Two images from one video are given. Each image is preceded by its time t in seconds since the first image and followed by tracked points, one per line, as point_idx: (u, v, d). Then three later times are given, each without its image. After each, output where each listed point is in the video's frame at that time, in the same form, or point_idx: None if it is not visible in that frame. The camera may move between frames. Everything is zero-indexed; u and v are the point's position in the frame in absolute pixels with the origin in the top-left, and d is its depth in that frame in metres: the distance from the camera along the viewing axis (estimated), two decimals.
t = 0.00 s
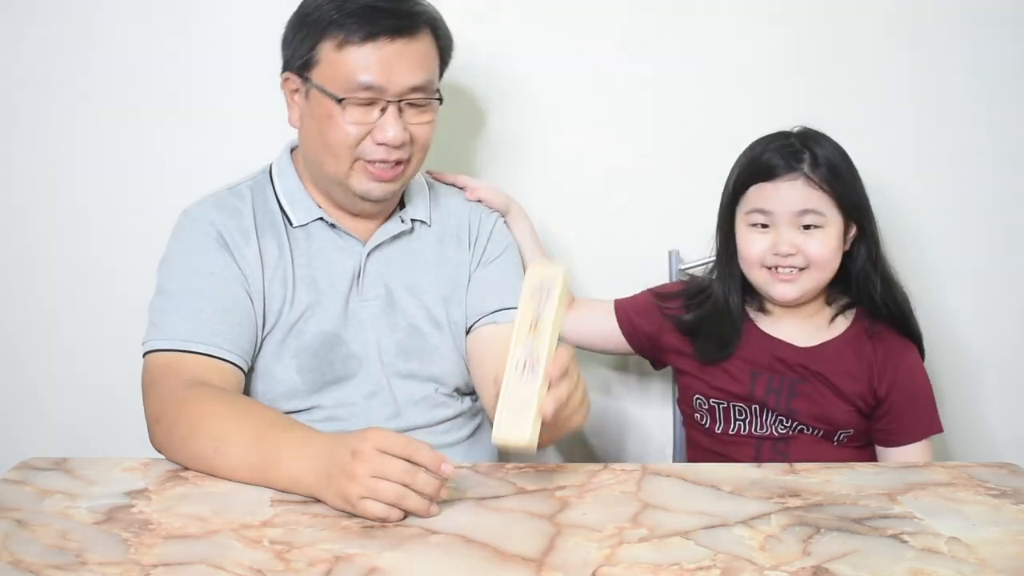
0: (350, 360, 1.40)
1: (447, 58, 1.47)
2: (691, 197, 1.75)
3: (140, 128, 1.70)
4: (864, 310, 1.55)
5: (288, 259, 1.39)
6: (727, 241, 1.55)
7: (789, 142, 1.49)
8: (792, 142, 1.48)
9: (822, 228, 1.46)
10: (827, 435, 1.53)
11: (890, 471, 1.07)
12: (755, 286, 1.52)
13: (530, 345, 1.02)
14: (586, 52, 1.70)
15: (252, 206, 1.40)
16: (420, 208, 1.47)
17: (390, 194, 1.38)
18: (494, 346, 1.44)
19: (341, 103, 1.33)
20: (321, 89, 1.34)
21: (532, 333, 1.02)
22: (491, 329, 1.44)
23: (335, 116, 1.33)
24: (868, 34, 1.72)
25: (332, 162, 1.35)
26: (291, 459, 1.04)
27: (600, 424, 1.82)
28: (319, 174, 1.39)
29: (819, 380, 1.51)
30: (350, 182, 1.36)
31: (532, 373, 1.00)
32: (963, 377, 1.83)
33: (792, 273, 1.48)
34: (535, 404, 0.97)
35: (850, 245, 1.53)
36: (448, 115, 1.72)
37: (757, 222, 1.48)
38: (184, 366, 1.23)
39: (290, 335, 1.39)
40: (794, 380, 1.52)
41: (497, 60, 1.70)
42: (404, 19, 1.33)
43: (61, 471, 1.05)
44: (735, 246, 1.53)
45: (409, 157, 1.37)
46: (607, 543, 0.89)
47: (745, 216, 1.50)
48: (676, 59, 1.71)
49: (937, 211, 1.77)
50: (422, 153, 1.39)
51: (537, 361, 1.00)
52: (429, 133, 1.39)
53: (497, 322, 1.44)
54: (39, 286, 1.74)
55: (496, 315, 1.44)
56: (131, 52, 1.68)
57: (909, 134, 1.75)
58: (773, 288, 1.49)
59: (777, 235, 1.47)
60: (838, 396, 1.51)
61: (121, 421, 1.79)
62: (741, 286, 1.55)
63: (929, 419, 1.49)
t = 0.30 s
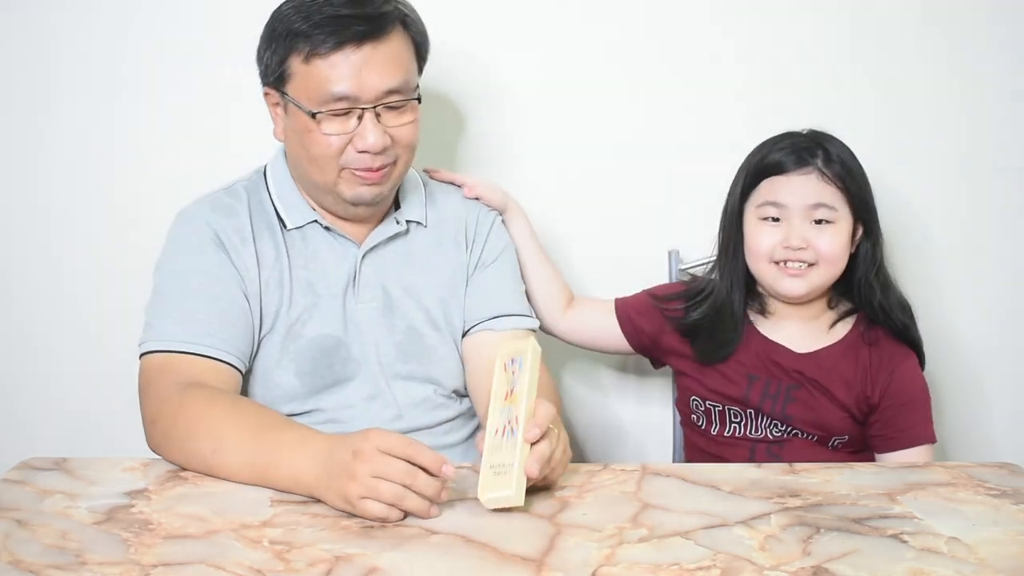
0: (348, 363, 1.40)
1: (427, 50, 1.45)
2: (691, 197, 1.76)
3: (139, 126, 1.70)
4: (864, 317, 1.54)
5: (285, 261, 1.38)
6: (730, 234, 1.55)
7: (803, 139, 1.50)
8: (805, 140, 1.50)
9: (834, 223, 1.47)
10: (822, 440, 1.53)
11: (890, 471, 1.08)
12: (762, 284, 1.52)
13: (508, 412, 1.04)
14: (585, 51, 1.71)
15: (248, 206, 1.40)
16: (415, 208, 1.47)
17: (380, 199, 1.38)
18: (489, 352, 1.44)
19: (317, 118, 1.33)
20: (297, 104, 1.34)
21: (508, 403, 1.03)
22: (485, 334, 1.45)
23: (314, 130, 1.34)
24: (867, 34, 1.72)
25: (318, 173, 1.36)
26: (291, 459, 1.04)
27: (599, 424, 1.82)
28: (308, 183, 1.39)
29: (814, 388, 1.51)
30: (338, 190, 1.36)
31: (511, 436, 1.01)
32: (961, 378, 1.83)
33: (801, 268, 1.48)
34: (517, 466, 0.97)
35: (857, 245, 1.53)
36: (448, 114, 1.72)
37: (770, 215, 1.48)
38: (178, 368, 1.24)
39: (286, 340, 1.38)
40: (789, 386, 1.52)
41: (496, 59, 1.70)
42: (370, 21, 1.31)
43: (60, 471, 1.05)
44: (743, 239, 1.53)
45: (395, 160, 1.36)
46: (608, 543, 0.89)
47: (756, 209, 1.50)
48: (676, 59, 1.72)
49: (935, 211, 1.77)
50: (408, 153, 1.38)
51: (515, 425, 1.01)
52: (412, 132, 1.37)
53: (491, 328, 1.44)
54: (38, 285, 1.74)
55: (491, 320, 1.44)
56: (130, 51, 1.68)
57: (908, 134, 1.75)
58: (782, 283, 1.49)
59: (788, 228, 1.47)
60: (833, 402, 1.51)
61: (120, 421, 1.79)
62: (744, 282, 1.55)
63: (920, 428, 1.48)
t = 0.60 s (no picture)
0: (346, 361, 1.40)
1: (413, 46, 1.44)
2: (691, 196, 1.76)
3: (138, 127, 1.70)
4: (864, 320, 1.54)
5: (281, 260, 1.38)
6: (728, 233, 1.54)
7: (801, 139, 1.50)
8: (803, 140, 1.50)
9: (829, 222, 1.47)
10: (819, 444, 1.53)
11: (890, 471, 1.08)
12: (758, 284, 1.52)
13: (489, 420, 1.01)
14: (584, 50, 1.71)
15: (243, 205, 1.40)
16: (408, 204, 1.46)
17: (372, 198, 1.38)
18: (485, 346, 1.45)
19: (304, 119, 1.33)
20: (284, 107, 1.34)
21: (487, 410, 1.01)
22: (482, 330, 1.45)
23: (301, 132, 1.34)
24: (867, 34, 1.72)
25: (309, 175, 1.36)
26: (290, 459, 1.04)
27: (599, 424, 1.82)
28: (300, 184, 1.40)
29: (812, 394, 1.51)
30: (329, 191, 1.36)
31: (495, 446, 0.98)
32: (961, 378, 1.83)
33: (797, 266, 1.48)
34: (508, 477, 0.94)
35: (855, 247, 1.53)
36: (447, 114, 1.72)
37: (765, 214, 1.49)
38: (176, 368, 1.24)
39: (284, 339, 1.39)
40: (788, 391, 1.52)
41: (496, 59, 1.70)
42: (353, 21, 1.30)
43: (60, 471, 1.05)
44: (740, 238, 1.53)
45: (385, 158, 1.36)
46: (608, 543, 0.89)
47: (752, 208, 1.50)
48: (676, 60, 1.72)
49: (935, 211, 1.77)
50: (399, 150, 1.38)
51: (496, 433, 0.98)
52: (402, 128, 1.37)
53: (487, 321, 1.45)
54: (38, 285, 1.74)
55: (486, 316, 1.45)
56: (130, 52, 1.68)
57: (908, 135, 1.75)
58: (779, 282, 1.48)
59: (783, 227, 1.47)
60: (830, 407, 1.51)
61: (121, 421, 1.79)
62: (743, 283, 1.54)
63: (916, 436, 1.47)
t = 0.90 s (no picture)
0: (337, 360, 1.40)
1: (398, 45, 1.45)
2: (691, 196, 1.76)
3: (138, 126, 1.70)
4: (865, 320, 1.54)
5: (271, 260, 1.39)
6: (728, 234, 1.55)
7: (799, 139, 1.50)
8: (801, 141, 1.50)
9: (826, 221, 1.46)
10: (823, 445, 1.53)
11: (890, 471, 1.08)
12: (757, 285, 1.52)
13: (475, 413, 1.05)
14: (584, 50, 1.71)
15: (232, 207, 1.40)
16: (397, 201, 1.47)
17: (363, 194, 1.38)
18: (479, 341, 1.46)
19: (293, 116, 1.33)
20: (273, 104, 1.34)
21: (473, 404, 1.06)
22: (475, 325, 1.46)
23: (292, 129, 1.33)
24: (866, 33, 1.72)
25: (300, 173, 1.36)
26: (289, 458, 1.04)
27: (600, 424, 1.82)
28: (292, 184, 1.39)
29: (815, 395, 1.51)
30: (320, 188, 1.36)
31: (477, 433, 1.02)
32: (961, 378, 1.83)
33: (795, 266, 1.47)
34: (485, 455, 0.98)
35: (855, 248, 1.53)
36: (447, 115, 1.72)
37: (762, 214, 1.49)
38: (171, 368, 1.24)
39: (276, 339, 1.39)
40: (789, 393, 1.52)
41: (495, 59, 1.70)
42: (339, 17, 1.31)
43: (60, 471, 1.05)
44: (738, 239, 1.53)
45: (375, 154, 1.36)
46: (608, 543, 0.89)
47: (749, 208, 1.50)
48: (675, 60, 1.72)
49: (935, 211, 1.77)
50: (388, 146, 1.38)
51: (480, 422, 1.02)
52: (390, 124, 1.37)
53: (481, 318, 1.46)
54: (38, 285, 1.74)
55: (480, 311, 1.46)
56: (130, 52, 1.68)
57: (908, 135, 1.75)
58: (779, 282, 1.48)
59: (781, 227, 1.47)
60: (833, 408, 1.51)
61: (122, 421, 1.79)
62: (743, 283, 1.54)
63: (921, 438, 1.47)
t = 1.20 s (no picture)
0: (336, 360, 1.40)
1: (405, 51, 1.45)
2: (691, 196, 1.76)
3: (138, 126, 1.70)
4: (865, 322, 1.54)
5: (269, 260, 1.39)
6: (729, 234, 1.55)
7: (801, 140, 1.50)
8: (804, 141, 1.50)
9: (829, 223, 1.46)
10: (820, 446, 1.53)
11: (890, 471, 1.08)
12: (757, 286, 1.52)
13: (468, 406, 1.06)
14: (584, 50, 1.71)
15: (230, 206, 1.40)
16: (395, 201, 1.47)
17: (360, 194, 1.38)
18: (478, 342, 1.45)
19: (295, 112, 1.33)
20: (276, 99, 1.34)
21: (467, 397, 1.07)
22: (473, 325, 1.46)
23: (293, 124, 1.33)
24: (866, 33, 1.72)
25: (297, 170, 1.36)
26: (291, 456, 1.04)
27: (600, 424, 1.82)
28: (290, 180, 1.39)
29: (812, 397, 1.51)
30: (317, 185, 1.36)
31: (469, 428, 1.03)
32: (961, 378, 1.83)
33: (795, 268, 1.47)
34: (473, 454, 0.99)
35: (856, 250, 1.52)
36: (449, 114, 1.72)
37: (765, 214, 1.49)
38: (172, 368, 1.24)
39: (273, 338, 1.39)
40: (788, 394, 1.52)
41: (495, 58, 1.70)
42: (349, 17, 1.31)
43: (60, 471, 1.05)
44: (739, 239, 1.53)
45: (374, 155, 1.36)
46: (608, 543, 0.89)
47: (751, 208, 1.50)
48: (676, 61, 1.72)
49: (936, 210, 1.77)
50: (387, 148, 1.38)
51: (472, 417, 1.03)
52: (391, 127, 1.37)
53: (479, 319, 1.46)
54: (38, 284, 1.74)
55: (479, 311, 1.46)
56: (130, 52, 1.68)
57: (908, 135, 1.75)
58: (778, 284, 1.48)
59: (782, 227, 1.47)
60: (830, 410, 1.51)
61: (122, 421, 1.79)
62: (743, 284, 1.54)
63: (917, 441, 1.47)
